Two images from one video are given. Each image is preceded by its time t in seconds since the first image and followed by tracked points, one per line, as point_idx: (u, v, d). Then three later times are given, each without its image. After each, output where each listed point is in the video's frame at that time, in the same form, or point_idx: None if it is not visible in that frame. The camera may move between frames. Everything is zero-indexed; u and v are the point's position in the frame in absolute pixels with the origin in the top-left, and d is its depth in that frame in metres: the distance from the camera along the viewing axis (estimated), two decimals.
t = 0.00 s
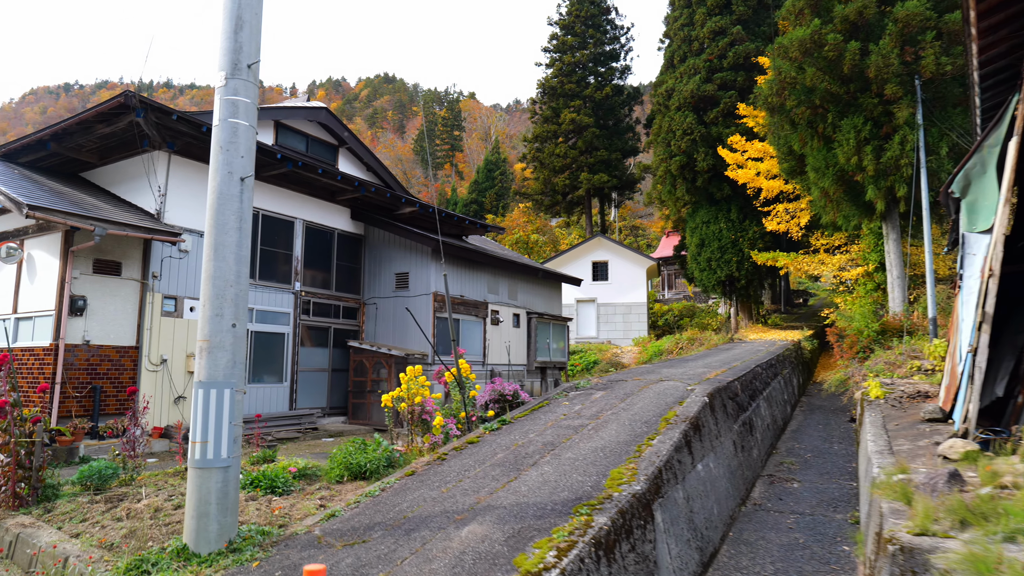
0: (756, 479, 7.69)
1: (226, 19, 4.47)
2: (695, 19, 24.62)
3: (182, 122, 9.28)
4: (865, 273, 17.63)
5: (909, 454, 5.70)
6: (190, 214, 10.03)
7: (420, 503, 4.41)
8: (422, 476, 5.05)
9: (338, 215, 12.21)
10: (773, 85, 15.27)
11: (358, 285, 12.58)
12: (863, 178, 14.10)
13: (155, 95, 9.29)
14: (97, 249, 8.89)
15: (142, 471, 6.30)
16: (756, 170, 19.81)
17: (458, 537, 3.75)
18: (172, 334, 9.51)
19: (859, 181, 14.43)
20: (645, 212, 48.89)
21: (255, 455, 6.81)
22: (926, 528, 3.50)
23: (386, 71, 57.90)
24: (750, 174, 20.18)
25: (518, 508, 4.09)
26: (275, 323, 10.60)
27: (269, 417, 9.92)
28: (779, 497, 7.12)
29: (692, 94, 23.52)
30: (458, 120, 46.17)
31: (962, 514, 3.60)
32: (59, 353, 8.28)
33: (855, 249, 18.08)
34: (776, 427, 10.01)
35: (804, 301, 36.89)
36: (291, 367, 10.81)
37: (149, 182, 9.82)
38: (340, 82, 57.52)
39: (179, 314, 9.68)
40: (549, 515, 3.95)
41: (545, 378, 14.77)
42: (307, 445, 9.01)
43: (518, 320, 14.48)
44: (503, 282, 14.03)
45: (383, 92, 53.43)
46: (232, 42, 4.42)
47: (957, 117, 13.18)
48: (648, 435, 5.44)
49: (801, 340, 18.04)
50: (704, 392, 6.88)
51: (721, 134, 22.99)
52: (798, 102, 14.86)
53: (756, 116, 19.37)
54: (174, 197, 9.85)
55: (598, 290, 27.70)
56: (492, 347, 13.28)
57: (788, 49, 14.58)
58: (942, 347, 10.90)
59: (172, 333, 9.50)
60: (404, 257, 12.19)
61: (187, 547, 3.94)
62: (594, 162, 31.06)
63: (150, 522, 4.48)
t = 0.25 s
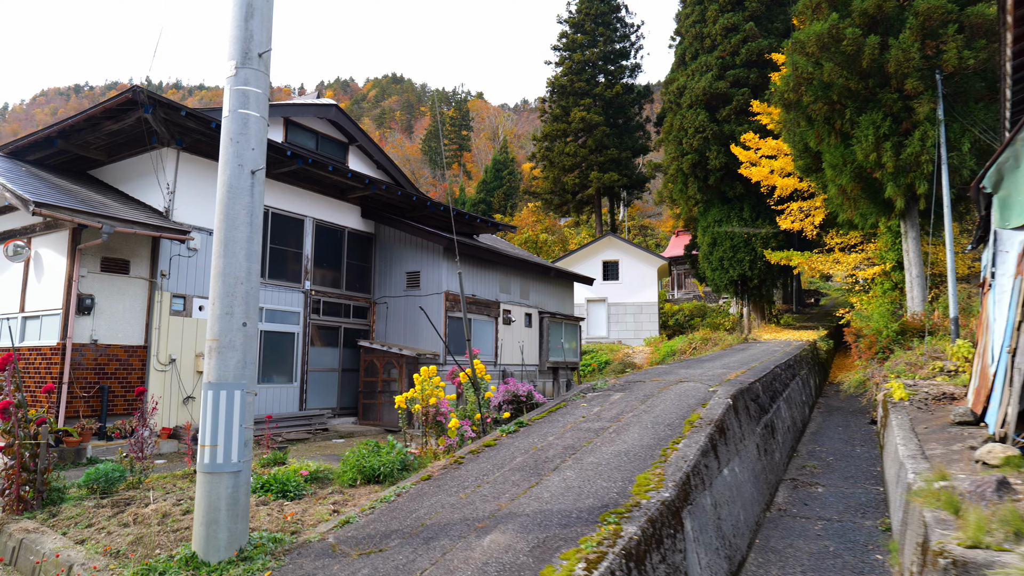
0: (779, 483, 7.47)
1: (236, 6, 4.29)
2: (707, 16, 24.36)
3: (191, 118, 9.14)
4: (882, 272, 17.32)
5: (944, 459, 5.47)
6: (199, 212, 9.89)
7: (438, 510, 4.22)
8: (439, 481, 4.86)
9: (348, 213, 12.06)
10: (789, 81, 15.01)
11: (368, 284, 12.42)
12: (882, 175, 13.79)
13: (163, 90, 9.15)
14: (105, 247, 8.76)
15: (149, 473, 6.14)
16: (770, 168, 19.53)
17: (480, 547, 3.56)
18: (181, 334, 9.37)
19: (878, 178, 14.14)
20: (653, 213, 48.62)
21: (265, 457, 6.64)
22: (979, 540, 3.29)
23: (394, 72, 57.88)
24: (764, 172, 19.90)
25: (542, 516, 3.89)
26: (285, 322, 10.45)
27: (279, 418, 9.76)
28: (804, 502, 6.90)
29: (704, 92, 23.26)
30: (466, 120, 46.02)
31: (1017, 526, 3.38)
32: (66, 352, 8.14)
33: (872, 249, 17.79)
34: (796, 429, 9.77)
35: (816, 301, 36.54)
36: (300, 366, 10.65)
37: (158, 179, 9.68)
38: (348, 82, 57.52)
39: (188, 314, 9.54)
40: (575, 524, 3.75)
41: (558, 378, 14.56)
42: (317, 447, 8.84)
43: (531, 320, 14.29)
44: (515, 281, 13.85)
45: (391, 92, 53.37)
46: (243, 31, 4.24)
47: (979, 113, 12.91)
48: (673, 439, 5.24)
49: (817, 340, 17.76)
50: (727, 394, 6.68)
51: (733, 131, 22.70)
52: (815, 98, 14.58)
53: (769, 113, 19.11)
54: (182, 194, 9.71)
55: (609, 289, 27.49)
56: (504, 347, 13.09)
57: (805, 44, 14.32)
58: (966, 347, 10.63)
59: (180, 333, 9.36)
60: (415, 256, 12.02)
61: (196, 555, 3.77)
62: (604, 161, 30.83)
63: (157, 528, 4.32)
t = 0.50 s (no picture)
0: (798, 486, 7.29)
1: None
2: (716, 13, 24.15)
3: (198, 114, 9.00)
4: (895, 272, 17.08)
5: (976, 463, 5.29)
6: (205, 210, 9.75)
7: (455, 516, 4.06)
8: (454, 484, 4.70)
9: (356, 211, 11.91)
10: (802, 77, 14.84)
11: (376, 283, 12.27)
12: (896, 173, 13.54)
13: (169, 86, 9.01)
14: (110, 245, 8.63)
15: (155, 475, 6.01)
16: (781, 166, 19.33)
17: (500, 556, 3.40)
18: (187, 333, 9.23)
19: (892, 176, 13.93)
20: (659, 212, 48.41)
21: (273, 459, 6.50)
22: None
23: (399, 72, 57.85)
24: (775, 171, 19.68)
25: (564, 523, 3.73)
26: (292, 321, 10.30)
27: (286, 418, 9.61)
28: (825, 507, 6.72)
29: (713, 90, 23.07)
30: (471, 119, 45.91)
31: None
32: (71, 351, 8.01)
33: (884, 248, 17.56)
34: (812, 430, 9.60)
35: (824, 301, 36.28)
36: (308, 366, 10.51)
37: (164, 176, 9.55)
38: (354, 82, 57.53)
39: (195, 312, 9.40)
40: (599, 531, 3.59)
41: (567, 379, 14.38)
42: (325, 448, 8.69)
43: (540, 320, 14.12)
44: (524, 280, 13.69)
45: (396, 92, 53.32)
46: (253, 18, 4.08)
47: (997, 109, 12.69)
48: (696, 442, 5.07)
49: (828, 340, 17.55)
50: (746, 395, 6.50)
51: (743, 130, 22.50)
52: (828, 94, 14.39)
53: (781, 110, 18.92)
54: (189, 192, 9.58)
55: (616, 289, 27.32)
56: (514, 347, 12.93)
57: (819, 40, 14.13)
58: (985, 348, 10.43)
59: (187, 332, 9.21)
60: (424, 255, 11.86)
61: (204, 563, 3.61)
62: (611, 160, 30.66)
63: (163, 534, 4.16)
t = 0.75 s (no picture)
0: (818, 491, 7.08)
1: None
2: (723, 10, 23.91)
3: (202, 110, 8.81)
4: (907, 271, 16.83)
5: (1011, 469, 5.08)
6: (210, 208, 9.57)
7: (472, 525, 3.87)
8: (469, 491, 4.50)
9: (362, 209, 11.73)
10: (814, 73, 14.64)
11: (383, 283, 12.09)
12: (911, 170, 13.27)
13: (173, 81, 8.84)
14: (113, 243, 8.46)
15: (158, 479, 5.83)
16: (790, 164, 19.10)
17: (523, 568, 3.20)
18: (191, 333, 9.05)
19: (906, 174, 13.70)
20: (664, 212, 48.18)
21: (279, 463, 6.31)
22: None
23: (403, 72, 57.72)
24: (784, 168, 19.43)
25: (589, 534, 3.54)
26: (298, 321, 10.13)
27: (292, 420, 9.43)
28: (849, 513, 6.51)
29: (721, 88, 22.84)
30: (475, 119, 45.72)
31: None
32: (72, 352, 7.85)
33: (896, 247, 17.32)
34: (828, 433, 9.39)
35: (830, 301, 36.01)
36: (313, 366, 10.33)
37: (168, 173, 9.38)
38: (357, 82, 57.42)
39: (199, 312, 9.23)
40: (627, 543, 3.39)
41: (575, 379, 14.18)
42: (331, 450, 8.51)
43: (548, 320, 13.94)
44: (532, 280, 13.50)
45: (399, 92, 53.19)
46: (260, 3, 3.88)
47: (1014, 105, 12.46)
48: (720, 447, 4.87)
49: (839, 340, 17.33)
50: (767, 397, 6.30)
51: (751, 127, 22.26)
52: (841, 90, 14.17)
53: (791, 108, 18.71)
54: (193, 189, 9.39)
55: (623, 289, 27.13)
56: (522, 347, 12.74)
57: (832, 35, 13.91)
58: (1004, 348, 10.20)
59: (191, 331, 9.03)
60: (431, 254, 11.68)
61: None
62: (617, 159, 30.45)
63: (167, 544, 3.97)
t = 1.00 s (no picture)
0: (833, 492, 6.91)
1: None
2: (727, 7, 23.71)
3: (201, 104, 8.65)
4: (915, 269, 16.64)
5: None
6: (210, 205, 9.41)
7: (484, 529, 3.70)
8: (479, 494, 4.33)
9: (365, 206, 11.56)
10: (821, 68, 14.51)
11: (386, 281, 11.93)
12: (920, 166, 13.05)
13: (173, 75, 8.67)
14: (111, 240, 8.31)
15: (157, 481, 5.67)
16: (795, 161, 18.93)
17: (540, 575, 3.04)
18: (191, 331, 8.89)
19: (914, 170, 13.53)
20: (665, 211, 48.01)
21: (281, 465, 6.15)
22: None
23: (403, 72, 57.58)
24: (790, 165, 19.24)
25: (607, 539, 3.37)
26: (300, 319, 9.97)
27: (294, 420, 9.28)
28: (866, 514, 6.34)
29: (725, 85, 22.66)
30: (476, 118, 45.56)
31: None
32: (70, 351, 7.69)
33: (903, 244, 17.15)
34: (839, 432, 9.22)
35: (833, 300, 35.83)
36: (316, 365, 10.17)
37: (168, 169, 9.22)
38: (357, 83, 57.30)
39: (199, 311, 9.07)
40: (649, 548, 3.23)
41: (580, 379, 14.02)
42: (334, 451, 8.35)
43: (552, 318, 13.79)
44: (537, 278, 13.35)
45: (400, 92, 53.05)
46: None
47: None
48: (738, 447, 4.71)
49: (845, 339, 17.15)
50: (782, 396, 6.13)
51: (756, 125, 22.07)
52: (849, 85, 14.01)
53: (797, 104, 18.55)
54: (193, 186, 9.23)
55: (626, 288, 26.96)
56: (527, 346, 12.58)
57: (840, 29, 13.74)
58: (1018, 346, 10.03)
59: (191, 330, 8.87)
60: (435, 252, 11.52)
61: None
62: (620, 157, 30.28)
63: (166, 549, 3.81)
